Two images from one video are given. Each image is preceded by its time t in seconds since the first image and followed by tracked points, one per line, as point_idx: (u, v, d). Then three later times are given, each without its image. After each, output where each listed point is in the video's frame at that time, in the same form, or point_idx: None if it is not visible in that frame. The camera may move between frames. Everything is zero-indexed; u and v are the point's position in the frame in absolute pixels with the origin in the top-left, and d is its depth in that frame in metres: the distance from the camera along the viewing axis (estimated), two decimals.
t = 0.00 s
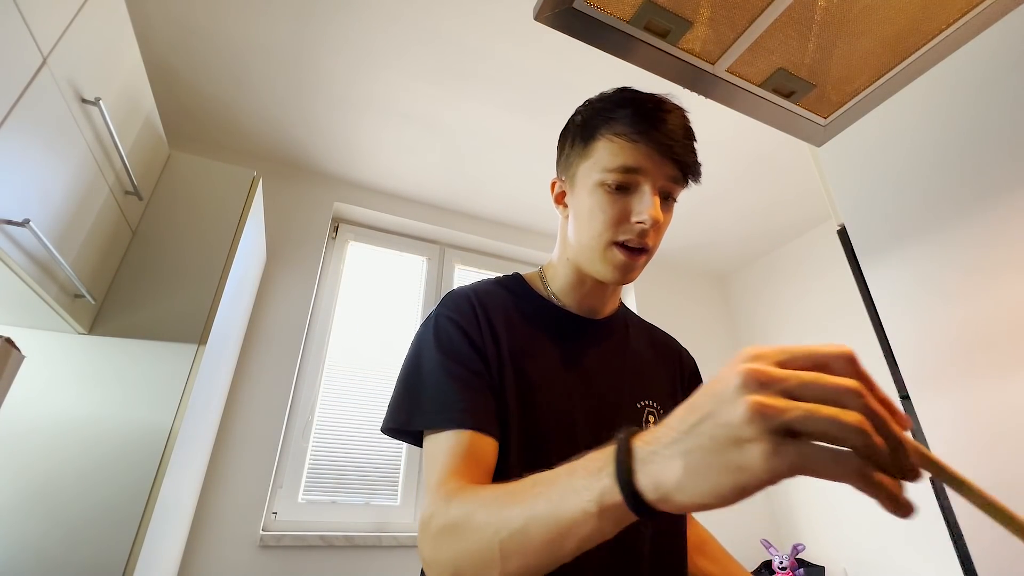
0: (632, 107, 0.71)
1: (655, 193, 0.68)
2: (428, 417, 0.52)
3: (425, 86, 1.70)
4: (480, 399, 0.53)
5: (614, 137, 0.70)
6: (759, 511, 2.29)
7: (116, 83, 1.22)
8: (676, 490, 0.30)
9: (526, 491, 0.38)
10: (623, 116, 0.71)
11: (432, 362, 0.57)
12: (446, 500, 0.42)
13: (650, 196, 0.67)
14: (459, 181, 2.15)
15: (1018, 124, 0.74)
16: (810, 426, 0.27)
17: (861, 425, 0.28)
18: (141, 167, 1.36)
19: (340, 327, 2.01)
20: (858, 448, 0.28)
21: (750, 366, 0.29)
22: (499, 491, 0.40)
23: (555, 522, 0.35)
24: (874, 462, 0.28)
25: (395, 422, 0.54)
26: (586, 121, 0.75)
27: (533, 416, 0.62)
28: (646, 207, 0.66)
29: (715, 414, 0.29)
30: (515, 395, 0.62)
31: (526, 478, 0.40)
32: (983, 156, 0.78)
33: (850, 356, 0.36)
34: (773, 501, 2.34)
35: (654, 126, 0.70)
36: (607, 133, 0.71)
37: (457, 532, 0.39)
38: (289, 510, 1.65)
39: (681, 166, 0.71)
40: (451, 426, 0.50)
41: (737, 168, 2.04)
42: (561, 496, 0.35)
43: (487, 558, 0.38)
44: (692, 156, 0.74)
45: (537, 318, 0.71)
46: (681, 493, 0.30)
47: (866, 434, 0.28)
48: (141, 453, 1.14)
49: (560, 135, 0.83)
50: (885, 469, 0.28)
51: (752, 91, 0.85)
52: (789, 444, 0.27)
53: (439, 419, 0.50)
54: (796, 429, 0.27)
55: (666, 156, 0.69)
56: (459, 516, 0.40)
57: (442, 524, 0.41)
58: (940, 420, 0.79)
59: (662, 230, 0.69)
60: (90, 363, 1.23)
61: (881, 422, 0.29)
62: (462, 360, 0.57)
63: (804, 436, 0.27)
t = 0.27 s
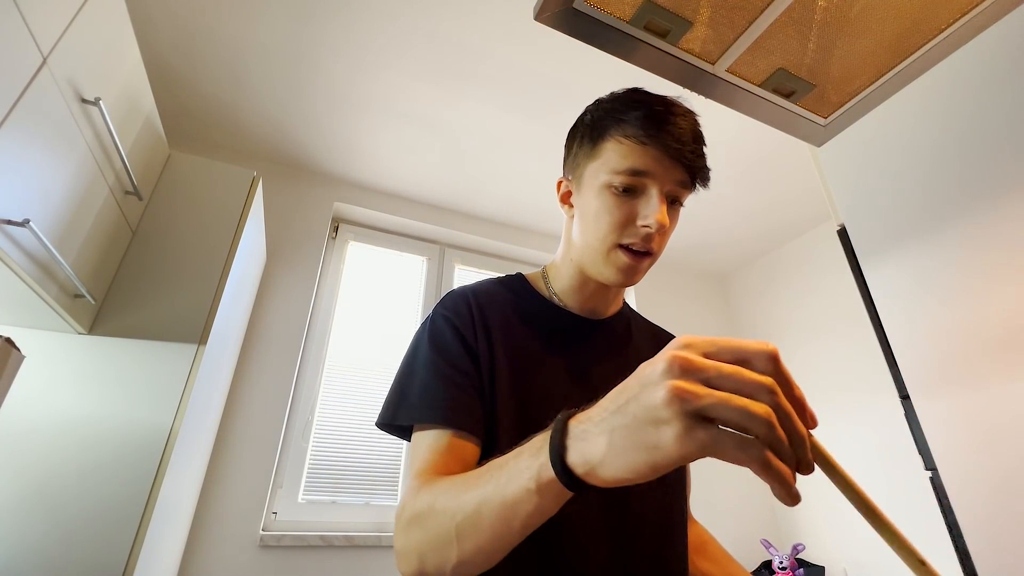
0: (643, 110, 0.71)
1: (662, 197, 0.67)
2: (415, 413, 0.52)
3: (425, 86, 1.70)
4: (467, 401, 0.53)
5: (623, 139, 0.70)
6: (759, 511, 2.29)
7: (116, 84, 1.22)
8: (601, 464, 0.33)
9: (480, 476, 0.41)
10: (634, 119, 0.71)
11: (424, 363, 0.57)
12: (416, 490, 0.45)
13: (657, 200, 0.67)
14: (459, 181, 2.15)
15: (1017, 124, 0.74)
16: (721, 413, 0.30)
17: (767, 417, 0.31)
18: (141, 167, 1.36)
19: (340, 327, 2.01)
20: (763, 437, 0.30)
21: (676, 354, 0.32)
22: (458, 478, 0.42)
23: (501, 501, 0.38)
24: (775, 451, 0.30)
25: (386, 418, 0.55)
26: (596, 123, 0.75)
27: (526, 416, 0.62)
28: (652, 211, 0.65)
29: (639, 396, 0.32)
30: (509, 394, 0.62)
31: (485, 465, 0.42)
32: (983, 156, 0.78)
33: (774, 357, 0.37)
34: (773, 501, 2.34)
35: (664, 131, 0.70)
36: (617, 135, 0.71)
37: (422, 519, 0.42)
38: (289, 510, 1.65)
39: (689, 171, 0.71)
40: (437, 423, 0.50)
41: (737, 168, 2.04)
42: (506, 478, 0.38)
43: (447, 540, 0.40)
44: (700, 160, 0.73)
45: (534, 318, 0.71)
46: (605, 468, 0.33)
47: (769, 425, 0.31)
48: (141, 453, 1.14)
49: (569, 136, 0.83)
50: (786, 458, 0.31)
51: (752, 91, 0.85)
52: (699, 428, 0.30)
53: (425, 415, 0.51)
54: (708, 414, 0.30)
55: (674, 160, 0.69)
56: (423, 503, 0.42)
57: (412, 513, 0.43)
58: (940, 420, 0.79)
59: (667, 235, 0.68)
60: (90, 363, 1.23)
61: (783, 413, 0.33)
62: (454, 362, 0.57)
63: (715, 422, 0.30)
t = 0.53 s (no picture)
0: (639, 111, 0.71)
1: (660, 196, 0.68)
2: (423, 415, 0.52)
3: (425, 86, 1.70)
4: (473, 398, 0.53)
5: (621, 139, 0.70)
6: (759, 511, 2.29)
7: (116, 84, 1.22)
8: (613, 485, 0.29)
9: (498, 489, 0.38)
10: (632, 119, 0.71)
11: (430, 363, 0.57)
12: (429, 497, 0.43)
13: (655, 199, 0.67)
14: (459, 181, 2.15)
15: (1018, 124, 0.74)
16: (732, 408, 0.25)
17: (793, 405, 0.24)
18: (141, 167, 1.36)
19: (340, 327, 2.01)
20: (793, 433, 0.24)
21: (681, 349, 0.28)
22: (473, 489, 0.40)
23: (514, 519, 0.35)
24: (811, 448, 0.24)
25: (393, 420, 0.55)
26: (592, 124, 0.76)
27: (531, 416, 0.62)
28: (650, 209, 0.66)
29: (647, 401, 0.28)
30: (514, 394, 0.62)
31: (504, 478, 0.40)
32: (983, 156, 0.78)
33: (800, 331, 0.30)
34: (773, 501, 2.34)
35: (662, 131, 0.71)
36: (615, 135, 0.71)
37: (434, 529, 0.40)
38: (289, 510, 1.65)
39: (686, 170, 0.71)
40: (446, 424, 0.50)
41: (737, 168, 2.04)
42: (521, 493, 0.35)
43: (458, 554, 0.38)
44: (697, 160, 0.74)
45: (536, 318, 0.71)
46: (619, 489, 0.29)
47: (800, 415, 0.24)
48: (141, 453, 1.14)
49: (565, 138, 0.83)
50: (831, 457, 0.25)
51: (752, 91, 0.85)
52: (710, 429, 0.26)
53: (434, 416, 0.51)
54: (718, 411, 0.26)
55: (672, 160, 0.69)
56: (436, 512, 0.41)
57: (424, 521, 0.42)
58: (940, 421, 0.79)
59: (666, 233, 0.69)
60: (90, 363, 1.23)
61: (830, 402, 0.25)
62: (458, 360, 0.58)
63: (732, 420, 0.25)
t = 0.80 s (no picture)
0: (624, 112, 0.72)
1: (647, 194, 0.68)
2: (422, 413, 0.52)
3: (425, 86, 1.70)
4: (471, 395, 0.53)
5: (607, 141, 0.71)
6: (759, 511, 2.29)
7: (116, 84, 1.22)
8: (615, 507, 0.29)
9: (500, 496, 0.38)
10: (617, 121, 0.71)
11: (428, 361, 0.57)
12: (428, 497, 0.43)
13: (642, 197, 0.67)
14: (459, 181, 2.15)
15: (1017, 125, 0.75)
16: (739, 437, 0.24)
17: (803, 438, 0.23)
18: (141, 167, 1.36)
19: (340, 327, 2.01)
20: (802, 465, 0.23)
21: (688, 371, 0.27)
22: (473, 494, 0.40)
23: (513, 529, 0.35)
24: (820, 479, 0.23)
25: (392, 418, 0.55)
26: (579, 127, 0.76)
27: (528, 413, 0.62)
28: (637, 208, 0.66)
29: (650, 423, 0.27)
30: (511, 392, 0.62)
31: (507, 483, 0.39)
32: (983, 156, 0.78)
33: (810, 359, 0.31)
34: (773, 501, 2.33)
35: (648, 130, 0.71)
36: (600, 137, 0.72)
37: (433, 531, 0.40)
38: (289, 510, 1.65)
39: (672, 168, 0.72)
40: (445, 420, 0.50)
41: (737, 168, 2.04)
42: (523, 504, 0.35)
43: (455, 558, 0.38)
44: (682, 157, 0.74)
45: (533, 318, 0.71)
46: (621, 511, 0.28)
47: (808, 446, 0.23)
48: (141, 453, 1.14)
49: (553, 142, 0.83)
50: (846, 493, 0.23)
51: (752, 91, 0.85)
52: (716, 457, 0.25)
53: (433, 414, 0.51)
54: (726, 439, 0.24)
55: (657, 158, 0.69)
56: (436, 513, 0.41)
57: (423, 522, 0.42)
58: (939, 421, 0.79)
59: (655, 229, 0.69)
60: (90, 363, 1.23)
61: (840, 433, 0.24)
62: (456, 359, 0.58)
63: (738, 449, 0.24)
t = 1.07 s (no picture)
0: (595, 124, 0.74)
1: (620, 200, 0.70)
2: (405, 413, 0.53)
3: (426, 86, 1.70)
4: (451, 402, 0.54)
5: (579, 152, 0.72)
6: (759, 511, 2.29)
7: (116, 84, 1.22)
8: (558, 540, 0.32)
9: (470, 506, 0.39)
10: (587, 133, 0.73)
11: (412, 367, 0.57)
12: (403, 499, 0.45)
13: (615, 202, 0.69)
14: (459, 181, 2.15)
15: (1017, 125, 0.75)
16: (656, 489, 0.28)
17: (707, 499, 0.27)
18: (141, 167, 1.36)
19: (340, 327, 2.01)
20: (707, 519, 0.28)
21: (616, 421, 0.30)
22: (443, 501, 0.42)
23: (478, 542, 0.37)
24: (721, 528, 0.28)
25: (377, 420, 0.55)
26: (553, 140, 0.78)
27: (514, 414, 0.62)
28: (610, 213, 0.67)
29: (584, 468, 0.31)
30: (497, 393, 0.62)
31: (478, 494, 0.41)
32: (982, 157, 0.78)
33: (727, 411, 0.30)
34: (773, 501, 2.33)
35: (617, 140, 0.73)
36: (572, 149, 0.73)
37: (404, 532, 0.43)
38: (289, 510, 1.65)
39: (645, 174, 0.74)
40: (428, 421, 0.51)
41: (738, 168, 2.04)
42: (488, 519, 0.37)
43: (423, 560, 0.41)
44: (654, 165, 0.76)
45: (520, 320, 0.72)
46: (563, 543, 0.32)
47: (713, 504, 0.27)
48: (141, 453, 1.14)
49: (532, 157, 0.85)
50: (743, 540, 0.28)
51: (752, 91, 0.85)
52: (637, 506, 0.29)
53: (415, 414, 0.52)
54: (644, 489, 0.29)
55: (628, 165, 0.71)
56: (410, 515, 0.43)
57: (397, 522, 0.44)
58: (938, 421, 0.79)
59: (630, 233, 0.70)
60: (90, 363, 1.23)
61: (742, 489, 0.28)
62: (440, 362, 0.58)
63: (654, 500, 0.29)
